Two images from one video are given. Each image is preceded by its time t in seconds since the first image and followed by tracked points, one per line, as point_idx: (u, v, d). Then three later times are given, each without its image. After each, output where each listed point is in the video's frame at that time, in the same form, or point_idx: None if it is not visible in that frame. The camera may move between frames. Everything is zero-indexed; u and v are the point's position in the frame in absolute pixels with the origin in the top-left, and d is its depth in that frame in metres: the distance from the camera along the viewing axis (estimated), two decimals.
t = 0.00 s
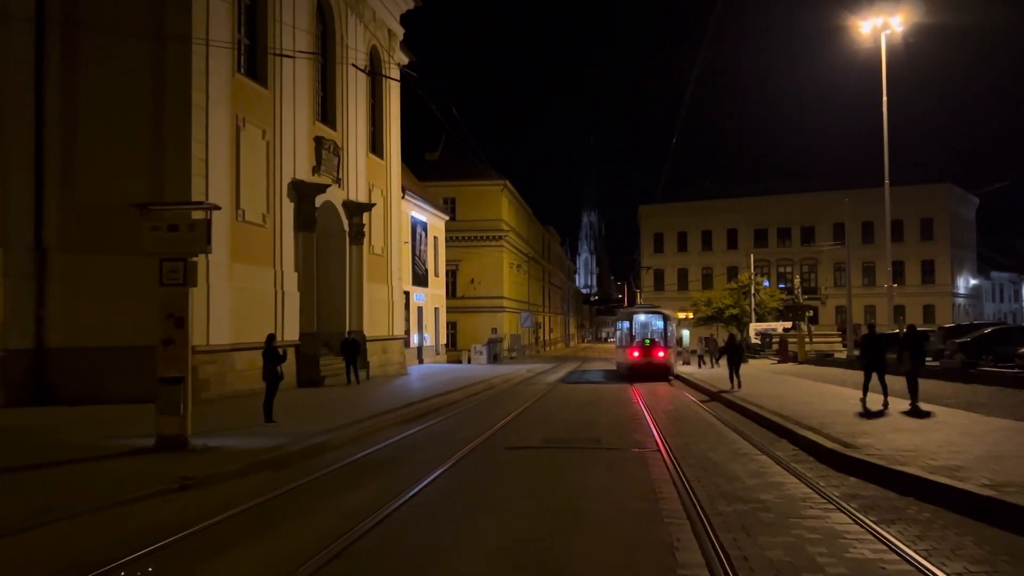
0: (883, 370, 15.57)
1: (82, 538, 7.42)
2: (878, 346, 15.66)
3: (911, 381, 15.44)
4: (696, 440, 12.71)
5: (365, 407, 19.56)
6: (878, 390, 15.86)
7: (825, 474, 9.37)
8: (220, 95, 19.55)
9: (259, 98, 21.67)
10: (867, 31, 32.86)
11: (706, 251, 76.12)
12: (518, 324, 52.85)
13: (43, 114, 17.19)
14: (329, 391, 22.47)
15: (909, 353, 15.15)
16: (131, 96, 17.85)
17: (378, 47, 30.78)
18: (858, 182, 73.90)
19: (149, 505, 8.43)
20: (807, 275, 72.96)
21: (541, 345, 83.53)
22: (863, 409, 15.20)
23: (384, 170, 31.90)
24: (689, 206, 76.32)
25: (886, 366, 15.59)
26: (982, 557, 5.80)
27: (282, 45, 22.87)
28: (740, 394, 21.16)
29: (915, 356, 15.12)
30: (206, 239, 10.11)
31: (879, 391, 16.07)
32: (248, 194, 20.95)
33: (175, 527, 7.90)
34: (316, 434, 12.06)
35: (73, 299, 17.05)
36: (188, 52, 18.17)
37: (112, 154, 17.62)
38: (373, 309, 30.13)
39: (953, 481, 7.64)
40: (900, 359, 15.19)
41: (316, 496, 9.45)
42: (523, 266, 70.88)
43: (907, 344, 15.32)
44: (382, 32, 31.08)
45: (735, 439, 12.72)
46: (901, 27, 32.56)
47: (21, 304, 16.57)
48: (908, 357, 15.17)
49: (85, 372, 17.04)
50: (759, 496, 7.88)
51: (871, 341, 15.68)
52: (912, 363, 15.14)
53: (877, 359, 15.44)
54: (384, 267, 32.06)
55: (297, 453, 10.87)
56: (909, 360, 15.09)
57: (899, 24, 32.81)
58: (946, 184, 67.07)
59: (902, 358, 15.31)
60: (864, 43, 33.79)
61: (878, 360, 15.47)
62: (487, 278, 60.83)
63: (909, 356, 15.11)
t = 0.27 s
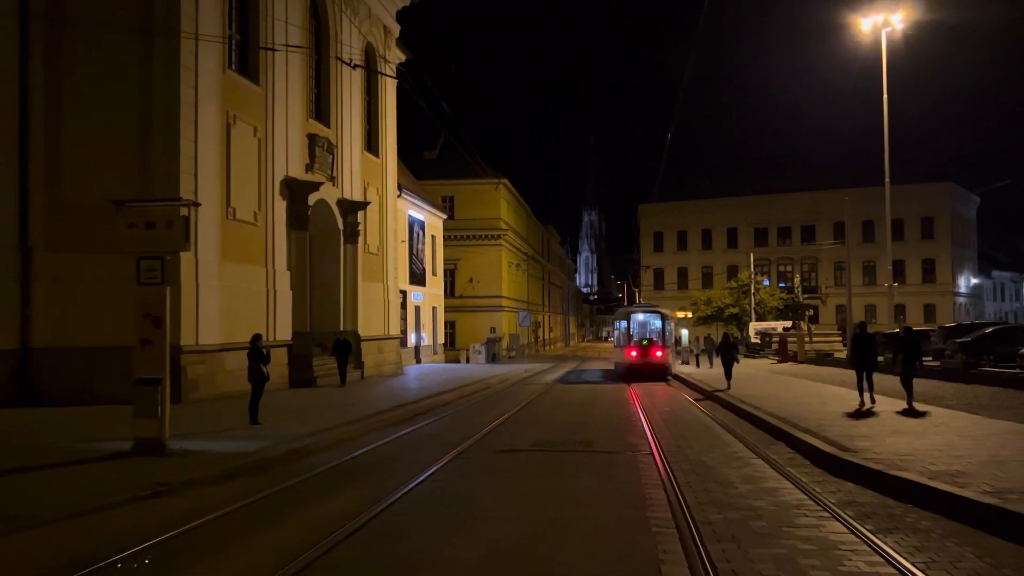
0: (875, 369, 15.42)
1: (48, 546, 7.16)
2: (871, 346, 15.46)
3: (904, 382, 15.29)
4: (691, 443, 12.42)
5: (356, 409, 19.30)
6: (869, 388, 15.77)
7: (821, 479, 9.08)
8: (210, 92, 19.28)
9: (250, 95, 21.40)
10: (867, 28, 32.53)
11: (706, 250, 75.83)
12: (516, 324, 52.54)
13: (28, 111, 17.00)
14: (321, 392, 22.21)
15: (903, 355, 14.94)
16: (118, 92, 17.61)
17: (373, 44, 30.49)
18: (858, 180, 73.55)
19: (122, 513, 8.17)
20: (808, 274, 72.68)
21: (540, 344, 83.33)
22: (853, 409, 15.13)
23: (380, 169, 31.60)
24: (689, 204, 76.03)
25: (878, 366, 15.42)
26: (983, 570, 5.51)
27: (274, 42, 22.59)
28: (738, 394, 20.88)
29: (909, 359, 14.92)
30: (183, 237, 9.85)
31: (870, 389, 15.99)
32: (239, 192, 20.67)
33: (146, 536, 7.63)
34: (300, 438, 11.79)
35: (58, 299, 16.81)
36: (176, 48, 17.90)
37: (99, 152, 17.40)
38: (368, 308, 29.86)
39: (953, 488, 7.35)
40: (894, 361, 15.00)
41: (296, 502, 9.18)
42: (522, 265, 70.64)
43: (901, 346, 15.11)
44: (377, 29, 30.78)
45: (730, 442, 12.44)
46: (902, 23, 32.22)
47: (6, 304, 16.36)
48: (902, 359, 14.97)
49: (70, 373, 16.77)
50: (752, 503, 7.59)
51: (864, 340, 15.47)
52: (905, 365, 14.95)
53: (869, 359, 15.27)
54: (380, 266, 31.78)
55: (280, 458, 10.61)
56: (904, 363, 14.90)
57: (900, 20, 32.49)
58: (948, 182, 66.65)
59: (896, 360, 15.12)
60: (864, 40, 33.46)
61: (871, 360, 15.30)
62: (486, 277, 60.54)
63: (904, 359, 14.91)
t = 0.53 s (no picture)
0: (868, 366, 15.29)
1: (4, 547, 6.83)
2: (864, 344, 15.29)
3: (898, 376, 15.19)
4: (684, 442, 12.12)
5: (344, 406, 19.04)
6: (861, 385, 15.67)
7: (815, 481, 8.77)
8: (197, 85, 18.96)
9: (240, 88, 21.10)
10: (867, 22, 32.15)
11: (706, 247, 75.50)
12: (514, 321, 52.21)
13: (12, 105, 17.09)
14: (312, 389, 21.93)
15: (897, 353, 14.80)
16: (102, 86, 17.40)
17: (368, 38, 30.17)
18: (859, 177, 73.17)
19: (89, 513, 7.87)
20: (808, 271, 72.34)
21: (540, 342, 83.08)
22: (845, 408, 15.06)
23: (374, 164, 31.29)
24: (689, 201, 75.71)
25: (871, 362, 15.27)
26: None
27: (265, 34, 22.29)
28: (735, 392, 20.56)
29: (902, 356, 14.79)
30: (158, 228, 9.55)
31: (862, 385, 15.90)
32: (228, 187, 20.37)
33: (111, 536, 7.30)
34: (282, 437, 11.52)
35: (41, 295, 16.68)
36: (163, 39, 17.60)
37: (83, 146, 17.22)
38: (363, 305, 29.55)
39: (951, 489, 7.05)
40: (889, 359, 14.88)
41: (273, 502, 8.88)
42: (520, 262, 70.36)
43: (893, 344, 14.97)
44: (372, 23, 30.45)
45: (724, 441, 12.12)
46: (902, 18, 31.83)
47: None
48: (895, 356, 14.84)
49: (53, 369, 16.58)
50: (741, 506, 7.28)
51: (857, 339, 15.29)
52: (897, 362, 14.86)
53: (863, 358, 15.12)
54: (375, 263, 31.48)
55: (259, 457, 10.33)
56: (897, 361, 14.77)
57: (901, 15, 32.10)
58: (948, 179, 66.35)
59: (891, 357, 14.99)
60: (864, 35, 33.07)
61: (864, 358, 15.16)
62: (484, 274, 60.22)
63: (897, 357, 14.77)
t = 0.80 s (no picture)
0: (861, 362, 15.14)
1: None
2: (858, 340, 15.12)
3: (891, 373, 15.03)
4: (677, 442, 11.88)
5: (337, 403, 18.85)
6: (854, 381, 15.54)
7: (810, 483, 8.49)
8: (186, 78, 18.69)
9: (230, 82, 20.82)
10: (867, 17, 31.72)
11: (706, 243, 75.19)
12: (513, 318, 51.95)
13: None
14: (304, 387, 21.68)
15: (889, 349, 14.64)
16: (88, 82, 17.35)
17: (363, 32, 29.87)
18: (859, 173, 72.79)
19: (59, 516, 7.63)
20: (808, 268, 72.04)
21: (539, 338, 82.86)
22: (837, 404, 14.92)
23: (369, 159, 31.00)
24: (688, 198, 75.39)
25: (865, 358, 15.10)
26: None
27: (256, 28, 22.01)
28: (732, 390, 20.30)
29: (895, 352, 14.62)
30: (134, 223, 9.33)
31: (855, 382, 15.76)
32: (218, 182, 20.10)
33: (79, 540, 7.06)
34: (265, 437, 11.31)
35: (28, 291, 16.92)
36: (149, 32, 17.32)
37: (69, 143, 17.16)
38: (358, 302, 29.28)
39: (948, 494, 6.79)
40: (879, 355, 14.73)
41: (251, 505, 8.63)
42: (519, 259, 70.13)
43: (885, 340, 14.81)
44: (367, 17, 30.13)
45: (717, 440, 11.87)
46: (904, 12, 31.40)
47: None
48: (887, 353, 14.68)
49: (40, 366, 16.74)
50: (730, 510, 7.03)
51: (850, 334, 15.12)
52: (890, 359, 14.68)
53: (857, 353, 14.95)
54: (370, 259, 31.21)
55: (239, 458, 10.12)
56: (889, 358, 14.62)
57: (902, 9, 31.70)
58: (948, 175, 66.00)
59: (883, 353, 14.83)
60: (865, 29, 32.65)
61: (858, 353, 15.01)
62: (482, 270, 59.95)
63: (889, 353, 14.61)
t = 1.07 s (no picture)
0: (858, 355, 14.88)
1: None
2: (852, 334, 14.86)
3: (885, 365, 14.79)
4: (671, 439, 11.57)
5: (324, 399, 18.53)
6: (850, 375, 15.34)
7: (805, 483, 8.19)
8: (174, 69, 18.37)
9: (220, 73, 20.50)
10: (869, 10, 31.34)
11: (706, 238, 74.83)
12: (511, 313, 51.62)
13: None
14: (295, 383, 21.36)
15: (880, 342, 14.39)
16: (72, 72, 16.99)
17: (357, 24, 29.52)
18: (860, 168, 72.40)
19: (23, 517, 7.34)
20: (809, 263, 71.69)
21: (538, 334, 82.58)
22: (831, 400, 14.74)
23: (364, 153, 30.66)
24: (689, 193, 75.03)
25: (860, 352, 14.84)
26: None
27: (246, 18, 21.67)
28: (729, 386, 19.99)
29: (886, 345, 14.35)
30: (106, 214, 9.03)
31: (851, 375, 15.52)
32: (207, 175, 19.79)
33: (41, 541, 6.77)
34: (246, 434, 11.06)
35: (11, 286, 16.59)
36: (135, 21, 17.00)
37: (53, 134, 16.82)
38: (353, 297, 28.95)
39: (948, 496, 6.49)
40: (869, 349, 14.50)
41: (225, 504, 8.32)
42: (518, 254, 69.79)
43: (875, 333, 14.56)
44: (362, 8, 29.77)
45: (712, 438, 11.56)
46: (905, 4, 31.02)
47: None
48: (878, 347, 14.43)
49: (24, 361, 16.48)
50: (720, 513, 6.71)
51: (844, 328, 14.85)
52: (882, 353, 14.42)
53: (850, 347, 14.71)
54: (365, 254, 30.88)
55: (218, 456, 9.87)
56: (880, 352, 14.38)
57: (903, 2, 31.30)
58: (949, 170, 65.66)
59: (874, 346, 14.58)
60: (865, 22, 32.26)
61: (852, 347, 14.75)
62: (481, 265, 59.61)
63: (880, 346, 14.35)
